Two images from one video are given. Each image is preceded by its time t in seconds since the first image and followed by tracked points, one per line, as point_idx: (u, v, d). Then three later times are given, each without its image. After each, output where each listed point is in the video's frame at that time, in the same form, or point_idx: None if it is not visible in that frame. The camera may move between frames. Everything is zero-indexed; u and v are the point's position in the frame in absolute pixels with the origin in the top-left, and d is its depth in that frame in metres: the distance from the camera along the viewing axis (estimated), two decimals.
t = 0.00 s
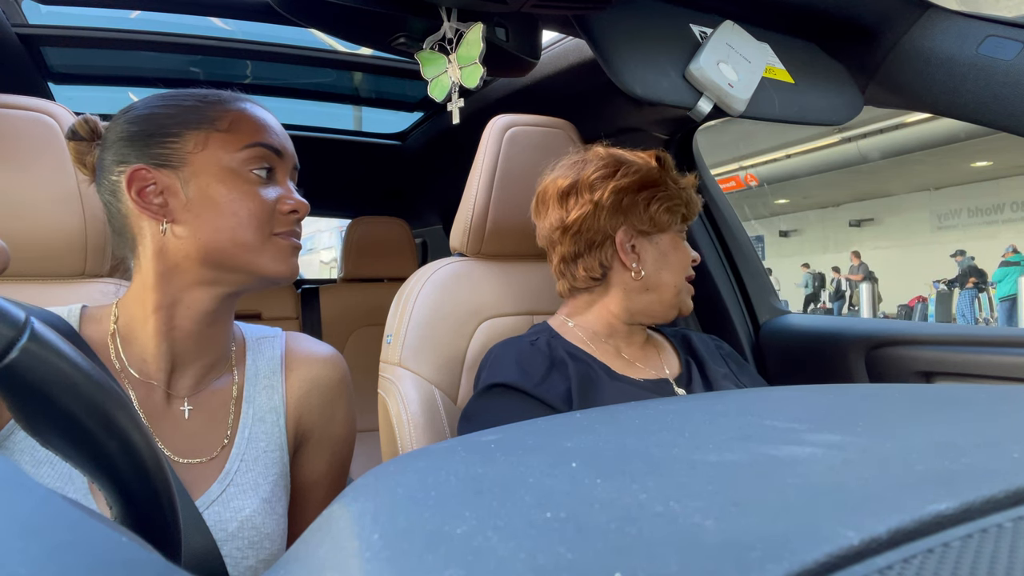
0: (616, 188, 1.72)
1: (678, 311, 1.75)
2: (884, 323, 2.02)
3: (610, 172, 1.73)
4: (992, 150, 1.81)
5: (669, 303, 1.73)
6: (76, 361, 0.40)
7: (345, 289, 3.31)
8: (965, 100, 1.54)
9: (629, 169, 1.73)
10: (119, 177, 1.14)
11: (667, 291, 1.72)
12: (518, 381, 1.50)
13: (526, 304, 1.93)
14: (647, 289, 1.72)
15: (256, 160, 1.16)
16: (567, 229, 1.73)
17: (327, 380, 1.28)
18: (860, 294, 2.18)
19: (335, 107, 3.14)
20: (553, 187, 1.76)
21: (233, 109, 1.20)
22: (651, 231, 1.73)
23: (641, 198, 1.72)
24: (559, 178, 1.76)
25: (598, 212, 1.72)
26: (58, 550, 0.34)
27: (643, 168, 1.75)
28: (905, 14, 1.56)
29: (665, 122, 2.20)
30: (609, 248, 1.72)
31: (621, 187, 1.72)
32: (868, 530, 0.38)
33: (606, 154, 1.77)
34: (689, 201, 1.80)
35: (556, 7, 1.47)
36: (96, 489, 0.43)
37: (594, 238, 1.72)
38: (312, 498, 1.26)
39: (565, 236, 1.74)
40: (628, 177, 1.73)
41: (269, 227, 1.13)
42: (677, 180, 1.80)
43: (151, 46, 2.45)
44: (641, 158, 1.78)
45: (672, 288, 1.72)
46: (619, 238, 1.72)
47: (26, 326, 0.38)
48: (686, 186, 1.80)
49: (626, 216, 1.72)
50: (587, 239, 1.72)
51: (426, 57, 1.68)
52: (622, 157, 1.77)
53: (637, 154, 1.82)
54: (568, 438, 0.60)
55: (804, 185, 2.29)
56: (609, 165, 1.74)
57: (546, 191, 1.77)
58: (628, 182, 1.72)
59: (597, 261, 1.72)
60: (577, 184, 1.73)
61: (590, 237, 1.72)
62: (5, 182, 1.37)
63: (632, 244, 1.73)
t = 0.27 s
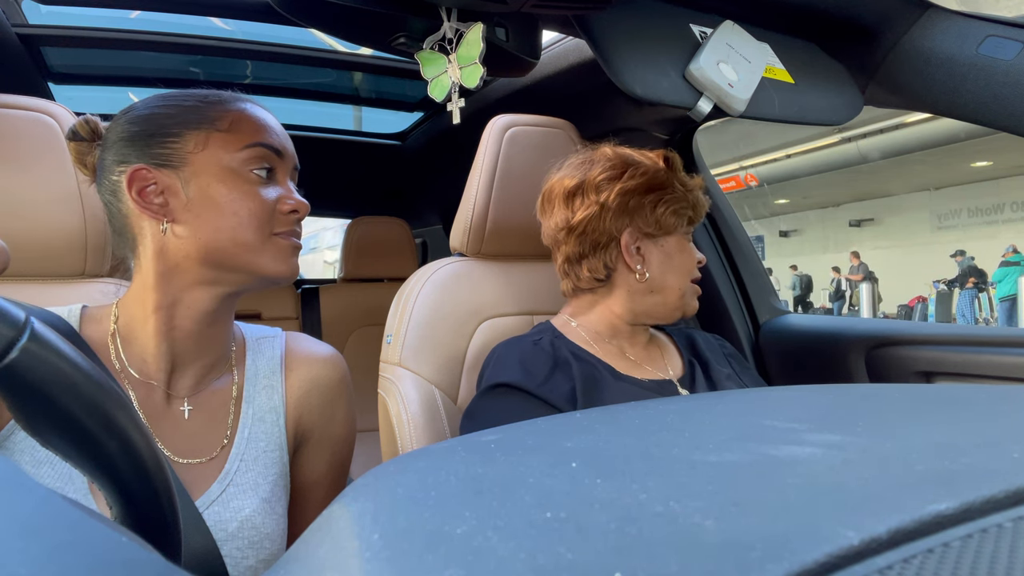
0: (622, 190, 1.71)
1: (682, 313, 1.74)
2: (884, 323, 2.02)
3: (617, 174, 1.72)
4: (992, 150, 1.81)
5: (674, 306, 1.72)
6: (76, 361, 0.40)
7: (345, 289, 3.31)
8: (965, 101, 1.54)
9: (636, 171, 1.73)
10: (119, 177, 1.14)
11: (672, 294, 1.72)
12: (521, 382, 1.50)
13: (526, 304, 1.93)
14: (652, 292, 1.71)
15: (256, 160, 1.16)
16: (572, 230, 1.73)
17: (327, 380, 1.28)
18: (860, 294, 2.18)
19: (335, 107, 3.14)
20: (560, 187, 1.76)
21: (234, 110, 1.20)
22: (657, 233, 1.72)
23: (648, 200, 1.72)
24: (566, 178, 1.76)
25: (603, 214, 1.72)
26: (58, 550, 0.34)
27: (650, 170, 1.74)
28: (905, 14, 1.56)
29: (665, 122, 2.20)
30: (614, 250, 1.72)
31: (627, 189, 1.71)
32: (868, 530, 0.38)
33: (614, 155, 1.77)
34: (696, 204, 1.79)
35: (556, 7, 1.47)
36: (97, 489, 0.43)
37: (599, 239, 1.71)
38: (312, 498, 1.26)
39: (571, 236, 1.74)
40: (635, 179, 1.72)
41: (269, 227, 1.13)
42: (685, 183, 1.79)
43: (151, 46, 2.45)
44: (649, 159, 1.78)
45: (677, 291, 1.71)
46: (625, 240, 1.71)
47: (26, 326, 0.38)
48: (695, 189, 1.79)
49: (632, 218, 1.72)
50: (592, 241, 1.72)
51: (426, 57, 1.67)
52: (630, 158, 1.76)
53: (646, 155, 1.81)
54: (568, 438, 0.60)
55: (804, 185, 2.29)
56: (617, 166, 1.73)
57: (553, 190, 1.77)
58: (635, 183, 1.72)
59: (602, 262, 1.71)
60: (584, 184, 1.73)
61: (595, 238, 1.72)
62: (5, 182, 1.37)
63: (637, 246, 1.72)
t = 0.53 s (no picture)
0: (626, 192, 1.71)
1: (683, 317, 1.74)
2: (884, 323, 2.03)
3: (621, 176, 1.72)
4: (992, 150, 1.81)
5: (675, 309, 1.72)
6: (77, 361, 0.40)
7: (345, 289, 3.31)
8: (965, 100, 1.54)
9: (640, 173, 1.72)
10: (120, 177, 1.14)
11: (673, 297, 1.71)
12: (520, 382, 1.50)
13: (526, 304, 1.93)
14: (653, 295, 1.71)
15: (257, 160, 1.16)
16: (574, 230, 1.73)
17: (327, 379, 1.28)
18: (860, 294, 2.18)
19: (335, 107, 3.14)
20: (563, 187, 1.76)
21: (234, 109, 1.20)
22: (659, 236, 1.72)
23: (651, 203, 1.71)
24: (569, 178, 1.76)
25: (606, 215, 1.71)
26: (58, 550, 0.34)
27: (655, 172, 1.73)
28: (905, 14, 1.56)
29: (665, 122, 2.20)
30: (616, 252, 1.72)
31: (630, 191, 1.71)
32: (868, 530, 0.38)
33: (619, 156, 1.76)
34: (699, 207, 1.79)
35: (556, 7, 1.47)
36: (97, 490, 0.43)
37: (601, 241, 1.71)
38: (312, 498, 1.26)
39: (574, 237, 1.74)
40: (639, 181, 1.72)
41: (270, 227, 1.13)
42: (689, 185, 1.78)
43: (151, 46, 2.45)
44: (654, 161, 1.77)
45: (679, 295, 1.71)
46: (626, 241, 1.71)
47: (26, 326, 0.38)
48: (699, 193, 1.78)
49: (634, 220, 1.71)
50: (593, 242, 1.72)
51: (426, 57, 1.67)
52: (635, 159, 1.76)
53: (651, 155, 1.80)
54: (568, 438, 0.60)
55: (804, 185, 2.28)
56: (622, 168, 1.73)
57: (557, 189, 1.78)
58: (638, 186, 1.71)
59: (604, 263, 1.71)
60: (587, 185, 1.73)
61: (597, 239, 1.72)
62: (5, 182, 1.37)
63: (639, 248, 1.72)
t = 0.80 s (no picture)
0: (619, 193, 1.70)
1: (680, 318, 1.73)
2: (884, 323, 2.03)
3: (614, 177, 1.72)
4: (991, 151, 1.81)
5: (672, 309, 1.71)
6: (77, 361, 0.40)
7: (345, 289, 3.32)
8: (965, 101, 1.54)
9: (634, 174, 1.72)
10: (120, 177, 1.14)
11: (669, 299, 1.71)
12: (521, 382, 1.50)
13: (526, 304, 1.93)
14: (648, 296, 1.71)
15: (257, 159, 1.16)
16: (569, 231, 1.74)
17: (327, 379, 1.28)
18: (860, 295, 2.19)
19: (335, 107, 3.14)
20: (558, 187, 1.77)
21: (234, 109, 1.20)
22: (655, 237, 1.71)
23: (646, 205, 1.70)
24: (564, 179, 1.77)
25: (599, 216, 1.71)
26: (58, 550, 0.34)
27: (649, 173, 1.73)
28: (904, 14, 1.56)
29: (665, 122, 2.20)
30: (611, 252, 1.71)
31: (623, 192, 1.71)
32: (868, 530, 0.38)
33: (614, 156, 1.76)
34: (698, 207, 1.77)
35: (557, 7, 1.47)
36: (96, 489, 0.44)
37: (595, 241, 1.71)
38: (312, 497, 1.26)
39: (568, 237, 1.75)
40: (633, 182, 1.71)
41: (270, 227, 1.13)
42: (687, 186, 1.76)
43: (150, 46, 2.45)
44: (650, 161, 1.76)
45: (674, 295, 1.70)
46: (621, 243, 1.71)
47: (26, 326, 0.38)
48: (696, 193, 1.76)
49: (629, 221, 1.71)
50: (588, 243, 1.72)
51: (426, 57, 1.67)
52: (630, 160, 1.75)
53: (648, 155, 1.79)
54: (568, 438, 0.60)
55: (804, 186, 2.28)
56: (616, 169, 1.73)
57: (552, 190, 1.79)
58: (632, 187, 1.71)
59: (598, 264, 1.72)
60: (581, 186, 1.73)
61: (591, 240, 1.72)
62: (5, 182, 1.37)
63: (634, 249, 1.71)
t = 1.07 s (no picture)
0: (585, 194, 1.70)
1: (671, 315, 1.67)
2: (885, 323, 2.03)
3: (581, 178, 1.72)
4: (991, 151, 1.81)
5: (655, 307, 1.67)
6: (77, 361, 0.40)
7: (345, 289, 3.32)
8: (965, 101, 1.54)
9: (599, 173, 1.69)
10: (118, 177, 1.14)
11: (648, 296, 1.66)
12: (522, 381, 1.50)
13: (526, 303, 1.92)
14: (628, 295, 1.68)
15: (252, 158, 1.16)
16: (553, 235, 1.79)
17: (327, 379, 1.28)
18: (860, 295, 2.19)
19: (335, 107, 3.14)
20: (541, 192, 1.82)
21: (231, 109, 1.20)
22: (626, 235, 1.66)
23: (610, 202, 1.67)
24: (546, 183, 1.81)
25: (573, 219, 1.73)
26: (58, 550, 0.34)
27: (617, 169, 1.70)
28: (904, 14, 1.56)
29: (664, 122, 2.20)
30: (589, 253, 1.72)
31: (589, 193, 1.70)
32: (868, 530, 0.38)
33: (590, 155, 1.75)
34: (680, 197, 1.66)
35: (556, 7, 1.47)
36: (96, 490, 0.43)
37: (574, 243, 1.74)
38: (312, 498, 1.26)
39: (553, 241, 1.80)
40: (596, 180, 1.69)
41: (266, 226, 1.13)
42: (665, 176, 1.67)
43: (150, 46, 2.45)
44: (625, 157, 1.72)
45: (653, 293, 1.65)
46: (593, 244, 1.70)
47: (26, 326, 0.38)
48: (669, 183, 1.65)
49: (600, 220, 1.70)
50: (569, 245, 1.75)
51: (426, 57, 1.67)
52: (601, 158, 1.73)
53: (628, 150, 1.74)
54: (568, 438, 0.60)
55: (804, 186, 2.28)
56: (584, 168, 1.72)
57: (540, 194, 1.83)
58: (597, 187, 1.69)
59: (579, 266, 1.74)
60: (556, 190, 1.76)
61: (571, 242, 1.75)
62: (5, 182, 1.37)
63: (609, 247, 1.70)
